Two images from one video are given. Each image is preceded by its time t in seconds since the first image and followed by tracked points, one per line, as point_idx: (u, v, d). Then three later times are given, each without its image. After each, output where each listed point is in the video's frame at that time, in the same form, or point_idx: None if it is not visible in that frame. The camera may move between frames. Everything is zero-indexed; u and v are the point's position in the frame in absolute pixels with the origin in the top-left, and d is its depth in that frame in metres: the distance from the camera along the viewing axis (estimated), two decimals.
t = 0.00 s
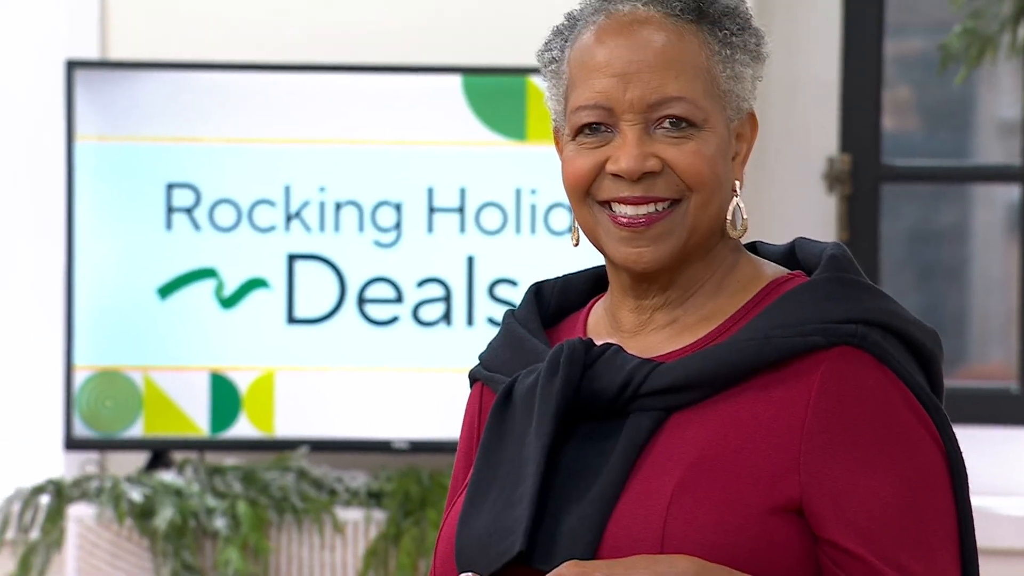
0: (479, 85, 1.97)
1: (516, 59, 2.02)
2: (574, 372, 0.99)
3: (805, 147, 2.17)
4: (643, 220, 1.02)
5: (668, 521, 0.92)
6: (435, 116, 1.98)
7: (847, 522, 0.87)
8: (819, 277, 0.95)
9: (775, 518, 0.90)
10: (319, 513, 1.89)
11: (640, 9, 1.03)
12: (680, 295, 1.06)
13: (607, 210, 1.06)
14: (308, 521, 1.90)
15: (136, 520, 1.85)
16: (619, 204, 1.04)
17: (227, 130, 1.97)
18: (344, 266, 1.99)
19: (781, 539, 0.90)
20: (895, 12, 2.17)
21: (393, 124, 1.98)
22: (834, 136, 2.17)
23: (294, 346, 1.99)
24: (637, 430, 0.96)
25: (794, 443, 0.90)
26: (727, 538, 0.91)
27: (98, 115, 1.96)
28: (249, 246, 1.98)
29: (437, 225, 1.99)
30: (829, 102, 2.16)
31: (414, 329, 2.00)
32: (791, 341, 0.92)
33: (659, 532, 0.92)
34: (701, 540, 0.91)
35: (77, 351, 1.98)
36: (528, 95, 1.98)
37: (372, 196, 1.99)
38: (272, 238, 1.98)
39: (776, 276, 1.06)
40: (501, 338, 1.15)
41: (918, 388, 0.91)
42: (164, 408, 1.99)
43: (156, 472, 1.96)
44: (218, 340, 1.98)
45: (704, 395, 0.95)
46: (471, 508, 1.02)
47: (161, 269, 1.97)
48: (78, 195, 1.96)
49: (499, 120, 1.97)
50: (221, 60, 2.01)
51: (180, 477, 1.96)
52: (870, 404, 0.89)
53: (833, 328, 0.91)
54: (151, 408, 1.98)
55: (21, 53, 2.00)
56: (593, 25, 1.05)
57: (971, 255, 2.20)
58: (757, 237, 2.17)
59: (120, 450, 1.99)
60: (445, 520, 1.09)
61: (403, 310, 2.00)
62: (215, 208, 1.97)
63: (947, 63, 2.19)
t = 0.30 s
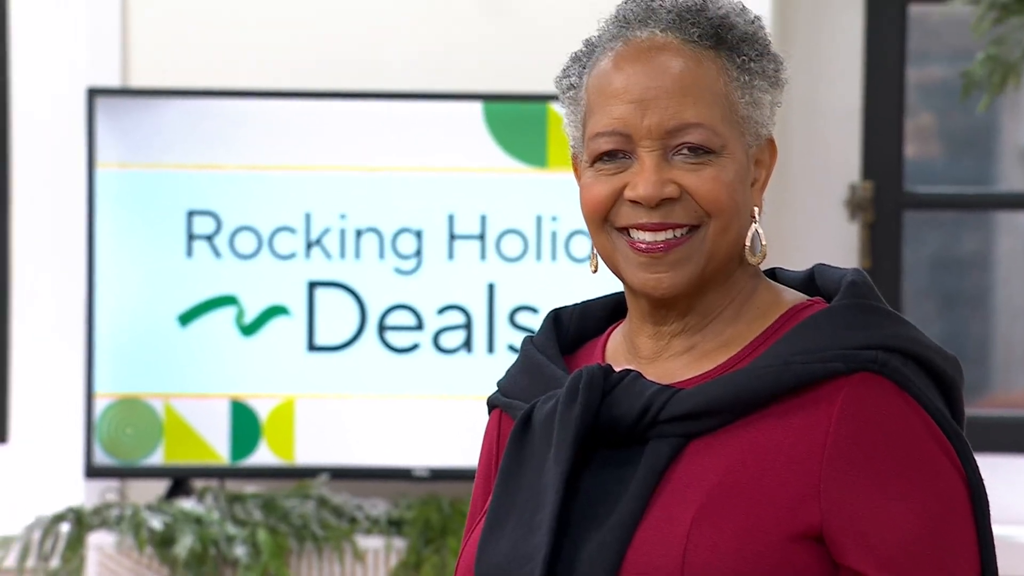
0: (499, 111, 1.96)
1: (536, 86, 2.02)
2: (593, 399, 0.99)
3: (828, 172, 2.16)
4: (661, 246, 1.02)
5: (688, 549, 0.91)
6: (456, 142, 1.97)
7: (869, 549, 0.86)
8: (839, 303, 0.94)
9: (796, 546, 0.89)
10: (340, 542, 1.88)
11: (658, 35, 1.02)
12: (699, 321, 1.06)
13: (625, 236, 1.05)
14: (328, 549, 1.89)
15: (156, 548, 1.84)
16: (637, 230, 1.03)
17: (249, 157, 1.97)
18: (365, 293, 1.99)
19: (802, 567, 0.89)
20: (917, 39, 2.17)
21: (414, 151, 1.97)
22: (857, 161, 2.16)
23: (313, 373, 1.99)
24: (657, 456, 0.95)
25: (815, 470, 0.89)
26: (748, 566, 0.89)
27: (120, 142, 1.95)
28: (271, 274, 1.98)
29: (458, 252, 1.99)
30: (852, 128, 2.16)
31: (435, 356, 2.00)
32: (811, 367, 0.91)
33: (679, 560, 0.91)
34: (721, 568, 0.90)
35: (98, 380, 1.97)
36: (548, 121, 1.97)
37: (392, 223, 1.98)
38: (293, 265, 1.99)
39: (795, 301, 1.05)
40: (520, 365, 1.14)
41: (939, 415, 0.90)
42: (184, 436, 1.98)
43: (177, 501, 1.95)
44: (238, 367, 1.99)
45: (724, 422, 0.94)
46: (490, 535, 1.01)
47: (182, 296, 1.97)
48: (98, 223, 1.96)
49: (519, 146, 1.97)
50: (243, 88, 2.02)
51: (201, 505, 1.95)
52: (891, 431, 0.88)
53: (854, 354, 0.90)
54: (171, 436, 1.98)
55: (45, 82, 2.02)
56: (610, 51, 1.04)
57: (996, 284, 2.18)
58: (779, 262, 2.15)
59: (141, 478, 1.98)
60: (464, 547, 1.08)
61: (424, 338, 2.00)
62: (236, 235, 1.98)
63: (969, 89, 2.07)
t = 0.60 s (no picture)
0: (522, 136, 1.95)
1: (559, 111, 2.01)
2: (612, 428, 0.97)
3: (854, 196, 2.14)
4: (679, 271, 1.00)
5: None
6: (477, 168, 1.96)
7: None
8: (861, 329, 0.92)
9: None
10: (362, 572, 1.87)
11: (675, 59, 1.01)
12: (718, 348, 1.04)
13: (643, 262, 1.04)
14: None
15: None
16: (655, 256, 1.02)
17: (269, 182, 1.96)
18: (386, 320, 1.98)
19: None
20: (947, 64, 2.14)
21: (436, 176, 1.96)
22: (885, 186, 2.13)
23: (333, 401, 1.98)
24: (677, 485, 0.93)
25: (837, 498, 0.87)
26: None
27: (138, 167, 1.94)
28: (290, 301, 1.97)
29: (480, 278, 1.98)
30: (880, 153, 2.13)
31: (456, 383, 1.98)
32: (832, 395, 0.89)
33: None
34: None
35: (116, 407, 1.97)
36: (572, 145, 1.96)
37: (414, 250, 1.97)
38: (313, 291, 1.97)
39: (817, 328, 1.04)
40: (539, 394, 1.12)
41: (965, 444, 0.87)
42: (203, 465, 1.97)
43: (195, 530, 1.94)
44: (257, 397, 1.97)
45: (744, 451, 0.91)
46: (507, 566, 0.99)
47: (201, 324, 1.97)
48: (117, 249, 1.95)
49: (541, 171, 1.95)
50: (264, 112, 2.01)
51: (219, 535, 1.94)
52: (915, 459, 0.86)
53: (875, 381, 0.88)
54: (190, 465, 1.97)
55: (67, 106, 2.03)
56: (627, 75, 1.03)
57: None
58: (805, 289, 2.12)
59: (159, 508, 1.98)
60: None
61: (445, 365, 1.99)
62: (255, 261, 1.97)
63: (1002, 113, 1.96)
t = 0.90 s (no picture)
0: (550, 161, 1.94)
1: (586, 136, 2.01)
2: (631, 457, 0.94)
3: (889, 220, 2.09)
4: (700, 296, 0.98)
5: None
6: (502, 194, 1.94)
7: None
8: (887, 355, 0.90)
9: None
10: None
11: (695, 80, 0.99)
12: (741, 374, 1.01)
13: (663, 287, 1.02)
14: None
15: None
16: (675, 281, 1.00)
17: (293, 208, 1.94)
18: (411, 348, 1.96)
19: None
20: (983, 86, 2.10)
21: (461, 202, 1.94)
22: (920, 212, 2.09)
23: (360, 431, 1.96)
24: (697, 516, 0.90)
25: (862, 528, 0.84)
26: None
27: (159, 194, 1.93)
28: (313, 327, 1.96)
29: (507, 305, 1.96)
30: (914, 178, 2.09)
31: (484, 412, 1.97)
32: (857, 422, 0.86)
33: None
34: None
35: (137, 437, 1.96)
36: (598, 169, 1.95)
37: (440, 277, 1.95)
38: (338, 318, 1.96)
39: (843, 353, 1.01)
40: (559, 423, 1.10)
41: (990, 471, 0.86)
42: (225, 496, 1.96)
43: (217, 562, 1.93)
44: (281, 426, 1.96)
45: (766, 480, 0.89)
46: None
47: (224, 352, 1.95)
48: (138, 271, 1.94)
49: (570, 197, 1.94)
50: (288, 136, 2.00)
51: (242, 567, 1.92)
52: (940, 488, 0.84)
53: (900, 408, 0.86)
54: (212, 495, 1.96)
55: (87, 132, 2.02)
56: (647, 98, 1.01)
57: None
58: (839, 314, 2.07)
59: (182, 539, 1.96)
60: None
61: (471, 394, 1.97)
62: (278, 288, 1.95)
63: None
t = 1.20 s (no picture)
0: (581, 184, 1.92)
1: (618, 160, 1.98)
2: (661, 487, 0.91)
3: (931, 247, 2.04)
4: (729, 323, 0.95)
5: None
6: (532, 219, 1.92)
7: None
8: (920, 385, 0.88)
9: None
10: None
11: (723, 103, 0.97)
12: (772, 404, 0.98)
13: (692, 314, 0.99)
14: None
15: None
16: (704, 308, 0.97)
17: (319, 234, 1.93)
18: (439, 376, 1.94)
19: None
20: None
21: (492, 227, 1.93)
22: (962, 238, 2.04)
23: (389, 461, 1.94)
24: (727, 549, 0.87)
25: (894, 563, 0.82)
26: None
27: (182, 219, 1.92)
28: (339, 354, 1.94)
29: (537, 333, 1.94)
30: (956, 202, 2.04)
31: (514, 442, 1.94)
32: (887, 455, 0.84)
33: None
34: None
35: (159, 469, 1.94)
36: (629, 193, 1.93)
37: (468, 304, 1.94)
38: (364, 346, 1.94)
39: (876, 383, 0.99)
40: (585, 452, 1.08)
41: None
42: (250, 528, 1.94)
43: None
44: (307, 457, 1.94)
45: (798, 513, 0.86)
46: None
47: (249, 381, 1.94)
48: (161, 297, 1.93)
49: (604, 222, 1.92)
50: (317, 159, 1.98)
51: None
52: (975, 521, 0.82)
53: (933, 439, 0.84)
54: (236, 527, 1.94)
55: (112, 161, 2.01)
56: (674, 121, 0.99)
57: None
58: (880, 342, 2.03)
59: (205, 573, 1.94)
60: None
61: (501, 424, 1.94)
62: (304, 315, 1.94)
63: None
